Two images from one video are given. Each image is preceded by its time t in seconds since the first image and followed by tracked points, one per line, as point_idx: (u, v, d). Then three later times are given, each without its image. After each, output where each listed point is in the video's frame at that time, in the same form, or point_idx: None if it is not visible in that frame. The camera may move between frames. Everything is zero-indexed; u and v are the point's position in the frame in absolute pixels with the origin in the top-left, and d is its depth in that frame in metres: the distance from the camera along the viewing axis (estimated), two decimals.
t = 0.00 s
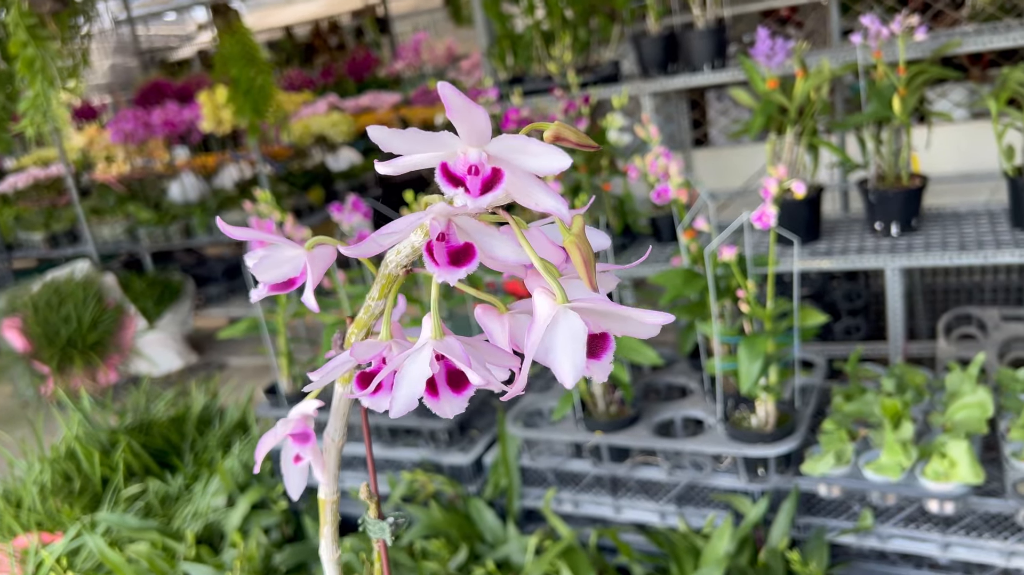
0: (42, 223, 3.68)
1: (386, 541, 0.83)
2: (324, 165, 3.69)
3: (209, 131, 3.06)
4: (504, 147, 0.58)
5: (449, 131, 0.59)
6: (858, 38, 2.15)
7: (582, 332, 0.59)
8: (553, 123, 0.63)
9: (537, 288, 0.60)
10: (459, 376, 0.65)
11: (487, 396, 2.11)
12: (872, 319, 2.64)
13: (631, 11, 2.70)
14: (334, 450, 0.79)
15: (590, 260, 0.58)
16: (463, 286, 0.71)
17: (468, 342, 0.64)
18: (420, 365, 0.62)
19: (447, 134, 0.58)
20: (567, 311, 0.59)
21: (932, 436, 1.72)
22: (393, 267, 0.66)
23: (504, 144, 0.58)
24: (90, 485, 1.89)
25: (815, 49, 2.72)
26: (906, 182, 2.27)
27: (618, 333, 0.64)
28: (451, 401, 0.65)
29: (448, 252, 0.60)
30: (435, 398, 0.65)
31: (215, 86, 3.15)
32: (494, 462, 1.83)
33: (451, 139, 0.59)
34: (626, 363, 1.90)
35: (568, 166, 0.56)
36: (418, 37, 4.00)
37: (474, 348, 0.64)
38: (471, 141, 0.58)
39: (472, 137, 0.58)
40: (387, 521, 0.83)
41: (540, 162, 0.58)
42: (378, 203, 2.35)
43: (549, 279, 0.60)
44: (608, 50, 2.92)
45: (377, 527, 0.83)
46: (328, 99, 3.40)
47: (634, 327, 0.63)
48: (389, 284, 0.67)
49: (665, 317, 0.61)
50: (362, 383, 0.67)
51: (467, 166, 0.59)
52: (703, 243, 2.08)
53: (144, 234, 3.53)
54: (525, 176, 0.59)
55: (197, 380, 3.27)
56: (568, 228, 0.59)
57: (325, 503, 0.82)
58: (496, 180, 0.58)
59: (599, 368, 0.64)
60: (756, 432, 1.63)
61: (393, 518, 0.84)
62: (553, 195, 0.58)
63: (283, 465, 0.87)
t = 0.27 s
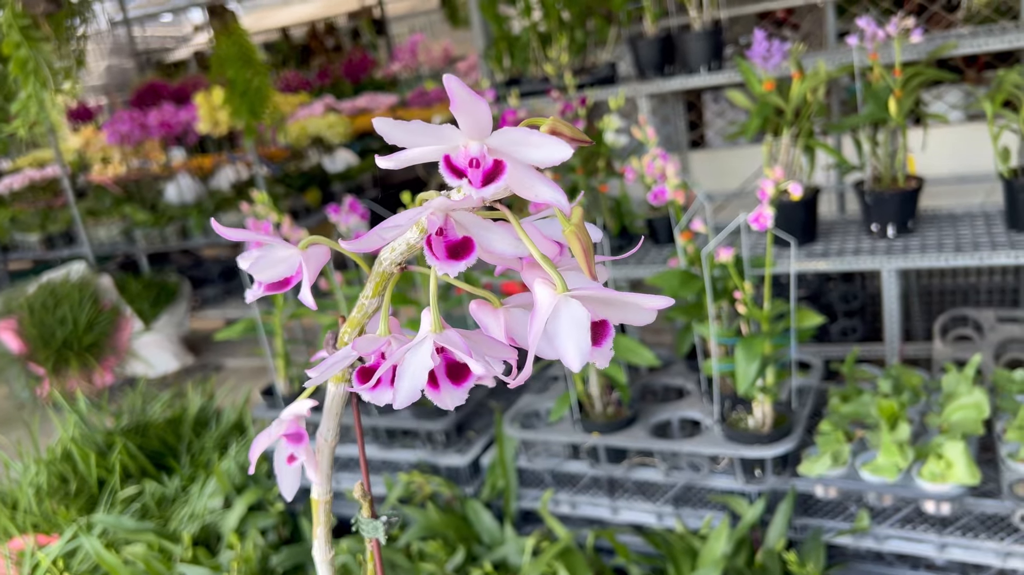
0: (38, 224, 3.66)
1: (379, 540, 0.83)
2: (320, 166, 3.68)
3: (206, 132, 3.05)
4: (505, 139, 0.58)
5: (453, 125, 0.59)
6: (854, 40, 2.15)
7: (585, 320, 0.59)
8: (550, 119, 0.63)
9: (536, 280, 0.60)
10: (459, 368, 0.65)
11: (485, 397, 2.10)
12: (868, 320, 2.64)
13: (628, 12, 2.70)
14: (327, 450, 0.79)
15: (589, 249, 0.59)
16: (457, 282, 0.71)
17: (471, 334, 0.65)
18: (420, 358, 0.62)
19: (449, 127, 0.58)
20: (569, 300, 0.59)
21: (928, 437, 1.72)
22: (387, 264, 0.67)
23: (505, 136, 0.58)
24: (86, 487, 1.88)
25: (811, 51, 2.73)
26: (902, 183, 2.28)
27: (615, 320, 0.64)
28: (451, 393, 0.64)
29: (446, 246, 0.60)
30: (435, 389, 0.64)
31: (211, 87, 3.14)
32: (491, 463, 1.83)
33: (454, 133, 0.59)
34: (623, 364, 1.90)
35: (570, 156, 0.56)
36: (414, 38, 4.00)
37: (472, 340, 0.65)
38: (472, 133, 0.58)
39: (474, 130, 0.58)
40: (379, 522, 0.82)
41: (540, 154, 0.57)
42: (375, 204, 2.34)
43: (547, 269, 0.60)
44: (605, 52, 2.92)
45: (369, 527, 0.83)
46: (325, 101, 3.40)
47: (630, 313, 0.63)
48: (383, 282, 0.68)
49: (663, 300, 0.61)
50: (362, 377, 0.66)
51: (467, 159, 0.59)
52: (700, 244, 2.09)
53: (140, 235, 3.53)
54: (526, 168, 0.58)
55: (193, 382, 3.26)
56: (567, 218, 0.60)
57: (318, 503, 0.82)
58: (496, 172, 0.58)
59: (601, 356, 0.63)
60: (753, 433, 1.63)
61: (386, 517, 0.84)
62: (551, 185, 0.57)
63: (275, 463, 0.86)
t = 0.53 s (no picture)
0: (35, 226, 3.66)
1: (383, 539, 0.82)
2: (318, 168, 3.68)
3: (203, 134, 3.05)
4: (526, 138, 0.58)
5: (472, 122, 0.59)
6: (850, 42, 2.16)
7: (601, 318, 0.58)
8: (567, 119, 0.61)
9: (553, 279, 0.60)
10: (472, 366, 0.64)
11: (483, 399, 2.10)
12: (865, 321, 2.64)
13: (625, 14, 2.71)
14: (334, 449, 0.79)
15: (607, 250, 0.57)
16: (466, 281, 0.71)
17: (483, 332, 0.64)
18: (434, 356, 0.61)
19: (470, 126, 0.58)
20: (585, 299, 0.59)
21: (926, 437, 1.72)
22: (398, 263, 0.66)
23: (524, 136, 0.58)
24: (83, 489, 1.88)
25: (808, 53, 2.74)
26: (899, 185, 2.28)
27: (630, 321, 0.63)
28: (463, 391, 0.64)
29: (461, 244, 0.60)
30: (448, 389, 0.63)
31: (209, 89, 3.15)
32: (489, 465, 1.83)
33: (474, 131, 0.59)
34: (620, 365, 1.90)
35: (590, 156, 0.56)
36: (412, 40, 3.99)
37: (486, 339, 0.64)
38: (492, 132, 0.58)
39: (495, 129, 0.58)
40: (385, 520, 0.82)
41: (561, 154, 0.58)
42: (373, 206, 2.34)
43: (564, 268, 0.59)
44: (602, 53, 2.93)
45: (375, 525, 0.82)
46: (322, 102, 3.40)
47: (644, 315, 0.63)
48: (393, 281, 0.68)
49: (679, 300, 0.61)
50: (374, 375, 0.66)
51: (486, 158, 0.59)
52: (698, 246, 2.09)
53: (138, 237, 3.53)
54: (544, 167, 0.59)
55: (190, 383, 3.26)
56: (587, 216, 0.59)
57: (323, 502, 0.82)
58: (517, 170, 0.58)
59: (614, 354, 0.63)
60: (751, 434, 1.63)
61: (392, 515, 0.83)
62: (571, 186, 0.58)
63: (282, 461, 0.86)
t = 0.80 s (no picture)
0: (32, 230, 3.66)
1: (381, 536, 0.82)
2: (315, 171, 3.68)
3: (201, 137, 3.05)
4: (564, 129, 0.58)
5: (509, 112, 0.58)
6: (847, 45, 2.17)
7: (632, 295, 0.60)
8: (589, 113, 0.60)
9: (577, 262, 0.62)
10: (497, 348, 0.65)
11: (481, 402, 2.10)
12: (862, 323, 2.64)
13: (622, 18, 2.71)
14: (331, 448, 0.79)
15: (632, 234, 0.61)
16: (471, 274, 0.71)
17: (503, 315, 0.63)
18: (466, 340, 0.62)
19: (506, 117, 0.57)
20: (614, 279, 0.60)
21: (924, 439, 1.72)
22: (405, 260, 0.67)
23: (558, 127, 0.57)
24: (80, 493, 1.88)
25: (804, 56, 2.74)
26: (896, 187, 2.28)
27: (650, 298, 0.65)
28: (490, 373, 0.64)
29: (482, 235, 0.58)
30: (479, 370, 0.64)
31: (206, 93, 3.15)
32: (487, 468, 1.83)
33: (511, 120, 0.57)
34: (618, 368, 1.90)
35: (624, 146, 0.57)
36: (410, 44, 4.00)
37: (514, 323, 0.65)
38: (526, 124, 0.57)
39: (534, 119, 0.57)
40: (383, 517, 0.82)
41: (597, 145, 0.58)
42: (370, 209, 2.35)
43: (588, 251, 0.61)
44: (600, 57, 2.94)
45: (373, 523, 0.83)
46: (320, 106, 3.40)
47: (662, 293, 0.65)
48: (399, 277, 0.68)
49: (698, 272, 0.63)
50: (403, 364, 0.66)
51: (519, 148, 0.58)
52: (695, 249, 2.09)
53: (135, 241, 3.53)
54: (577, 157, 0.59)
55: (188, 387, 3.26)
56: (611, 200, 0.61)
57: (322, 501, 0.82)
58: (553, 160, 0.57)
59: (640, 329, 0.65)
60: (749, 436, 1.63)
61: (390, 513, 0.84)
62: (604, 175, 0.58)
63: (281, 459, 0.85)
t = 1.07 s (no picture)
0: (31, 235, 3.66)
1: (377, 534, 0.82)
2: (314, 176, 3.68)
3: (200, 142, 3.05)
4: (558, 127, 0.60)
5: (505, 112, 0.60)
6: (844, 49, 2.17)
7: (622, 294, 0.61)
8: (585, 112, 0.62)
9: (569, 261, 0.63)
10: (490, 346, 0.65)
11: (480, 407, 2.10)
12: (862, 326, 2.64)
13: (620, 22, 2.72)
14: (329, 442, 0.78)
15: (626, 232, 0.63)
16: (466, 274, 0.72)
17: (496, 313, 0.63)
18: (458, 337, 0.62)
19: (502, 115, 0.59)
20: (604, 278, 0.61)
21: (923, 442, 1.72)
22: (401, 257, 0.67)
23: (552, 125, 0.59)
24: (80, 499, 1.88)
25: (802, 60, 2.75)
26: (894, 190, 2.29)
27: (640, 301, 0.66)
28: (482, 370, 0.65)
29: (478, 232, 0.59)
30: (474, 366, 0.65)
31: (206, 98, 3.15)
32: (486, 472, 1.82)
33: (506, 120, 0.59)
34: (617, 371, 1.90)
35: (619, 141, 0.59)
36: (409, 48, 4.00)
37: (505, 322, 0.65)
38: (521, 121, 0.59)
39: (529, 117, 0.59)
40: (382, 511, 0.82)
41: (591, 142, 0.60)
42: (369, 214, 2.35)
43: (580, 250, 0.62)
44: (598, 61, 2.94)
45: (370, 520, 0.82)
46: (319, 110, 3.41)
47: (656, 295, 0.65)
48: (395, 275, 0.68)
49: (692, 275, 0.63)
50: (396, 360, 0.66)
51: (514, 147, 0.60)
52: (694, 252, 2.09)
53: (134, 246, 3.53)
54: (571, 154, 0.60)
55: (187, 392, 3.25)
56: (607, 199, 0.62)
57: (317, 499, 0.81)
58: (548, 156, 0.59)
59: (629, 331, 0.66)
60: (748, 439, 1.63)
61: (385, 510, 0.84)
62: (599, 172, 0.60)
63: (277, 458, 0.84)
